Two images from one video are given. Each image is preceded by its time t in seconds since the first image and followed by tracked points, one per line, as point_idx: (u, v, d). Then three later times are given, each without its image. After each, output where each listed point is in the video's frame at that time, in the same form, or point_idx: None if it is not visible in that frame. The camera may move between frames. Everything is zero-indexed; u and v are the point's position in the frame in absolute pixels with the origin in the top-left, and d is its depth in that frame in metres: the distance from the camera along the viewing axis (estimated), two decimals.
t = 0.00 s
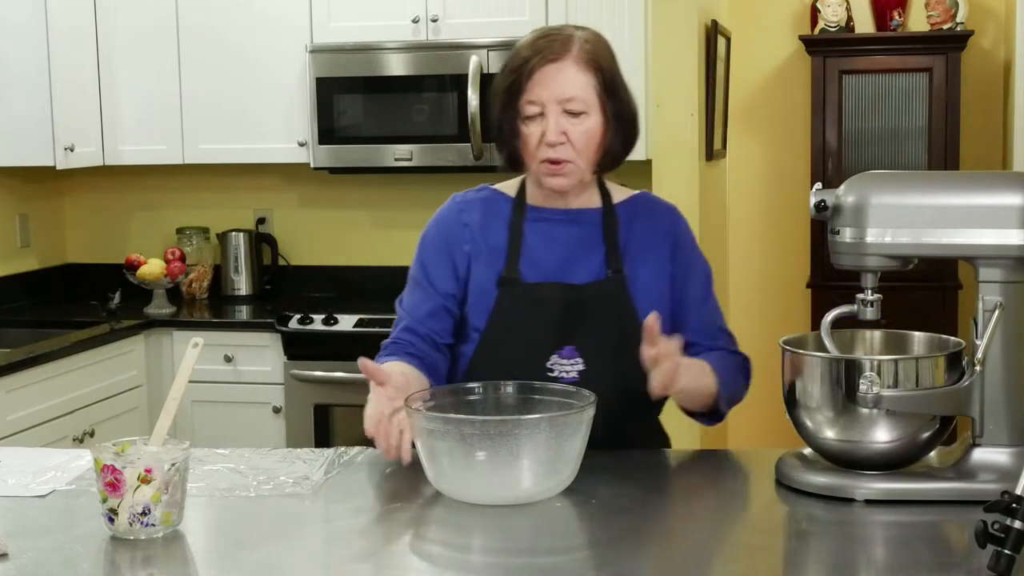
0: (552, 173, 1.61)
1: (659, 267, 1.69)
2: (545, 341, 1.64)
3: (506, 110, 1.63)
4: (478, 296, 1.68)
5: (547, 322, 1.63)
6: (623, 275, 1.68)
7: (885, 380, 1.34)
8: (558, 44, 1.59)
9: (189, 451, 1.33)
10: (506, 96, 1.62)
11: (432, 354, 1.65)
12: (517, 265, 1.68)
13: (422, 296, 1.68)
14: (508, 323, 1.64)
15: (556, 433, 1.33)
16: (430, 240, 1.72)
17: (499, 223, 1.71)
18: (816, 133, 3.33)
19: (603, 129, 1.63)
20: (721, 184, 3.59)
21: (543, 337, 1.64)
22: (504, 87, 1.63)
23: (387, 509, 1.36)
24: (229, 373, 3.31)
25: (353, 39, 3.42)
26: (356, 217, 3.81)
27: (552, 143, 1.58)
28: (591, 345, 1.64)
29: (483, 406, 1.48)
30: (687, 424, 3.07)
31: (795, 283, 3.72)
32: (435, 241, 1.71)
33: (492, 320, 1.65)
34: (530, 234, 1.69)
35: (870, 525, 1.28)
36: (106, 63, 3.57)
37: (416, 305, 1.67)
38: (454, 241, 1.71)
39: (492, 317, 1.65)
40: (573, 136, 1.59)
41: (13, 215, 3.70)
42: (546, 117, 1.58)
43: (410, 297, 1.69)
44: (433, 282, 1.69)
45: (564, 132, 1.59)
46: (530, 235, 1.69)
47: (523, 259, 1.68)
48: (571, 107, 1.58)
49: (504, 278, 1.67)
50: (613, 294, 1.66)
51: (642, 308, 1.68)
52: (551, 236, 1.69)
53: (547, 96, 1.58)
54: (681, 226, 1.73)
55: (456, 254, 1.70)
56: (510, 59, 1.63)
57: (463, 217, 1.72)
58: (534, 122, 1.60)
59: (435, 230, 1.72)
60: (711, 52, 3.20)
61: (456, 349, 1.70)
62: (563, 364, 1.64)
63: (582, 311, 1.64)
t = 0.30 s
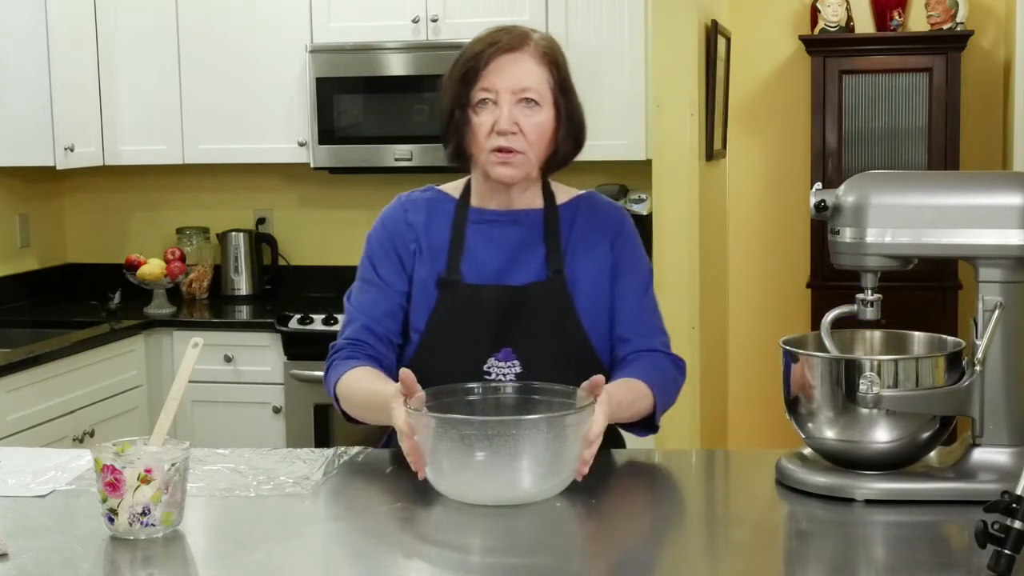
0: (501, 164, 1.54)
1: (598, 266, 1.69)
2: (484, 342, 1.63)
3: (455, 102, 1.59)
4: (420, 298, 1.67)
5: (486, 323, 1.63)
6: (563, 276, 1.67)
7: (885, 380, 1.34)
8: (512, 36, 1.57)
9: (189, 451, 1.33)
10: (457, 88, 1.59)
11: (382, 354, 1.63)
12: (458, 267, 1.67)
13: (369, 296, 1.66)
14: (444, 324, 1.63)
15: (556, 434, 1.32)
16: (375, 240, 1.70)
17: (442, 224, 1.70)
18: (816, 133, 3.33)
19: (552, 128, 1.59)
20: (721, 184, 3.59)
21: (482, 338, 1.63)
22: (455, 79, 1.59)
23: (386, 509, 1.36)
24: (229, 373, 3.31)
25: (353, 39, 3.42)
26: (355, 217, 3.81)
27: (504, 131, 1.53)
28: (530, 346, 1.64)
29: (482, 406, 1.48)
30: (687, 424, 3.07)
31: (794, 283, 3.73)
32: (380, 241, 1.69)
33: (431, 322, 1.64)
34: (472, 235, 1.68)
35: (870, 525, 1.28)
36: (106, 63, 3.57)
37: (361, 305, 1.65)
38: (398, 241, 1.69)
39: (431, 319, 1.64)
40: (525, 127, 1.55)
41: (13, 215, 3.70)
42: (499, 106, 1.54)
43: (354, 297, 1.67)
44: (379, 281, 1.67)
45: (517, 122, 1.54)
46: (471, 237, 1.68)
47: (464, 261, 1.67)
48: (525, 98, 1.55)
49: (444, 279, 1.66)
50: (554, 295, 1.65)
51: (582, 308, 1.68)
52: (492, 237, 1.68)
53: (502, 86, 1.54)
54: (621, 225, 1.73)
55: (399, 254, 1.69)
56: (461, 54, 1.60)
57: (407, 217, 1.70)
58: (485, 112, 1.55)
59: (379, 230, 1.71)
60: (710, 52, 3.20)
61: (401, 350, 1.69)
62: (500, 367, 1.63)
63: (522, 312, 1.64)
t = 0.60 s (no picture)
0: (472, 170, 1.55)
1: (573, 265, 1.69)
2: (462, 344, 1.63)
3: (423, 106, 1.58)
4: (396, 301, 1.67)
5: (463, 325, 1.63)
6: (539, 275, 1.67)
7: (885, 380, 1.34)
8: (481, 41, 1.55)
9: (189, 451, 1.33)
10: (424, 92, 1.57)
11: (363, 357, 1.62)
12: (433, 270, 1.66)
13: (345, 301, 1.66)
14: (421, 327, 1.63)
15: (555, 435, 1.32)
16: (349, 246, 1.70)
17: (415, 227, 1.69)
18: (816, 134, 3.33)
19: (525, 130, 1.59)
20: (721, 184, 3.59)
21: (460, 341, 1.63)
22: (422, 82, 1.57)
23: (386, 509, 1.36)
24: (229, 373, 3.31)
25: (353, 39, 3.42)
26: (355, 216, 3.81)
27: (474, 139, 1.53)
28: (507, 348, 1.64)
29: (481, 406, 1.48)
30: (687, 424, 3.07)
31: (793, 284, 3.73)
32: (354, 245, 1.69)
33: (408, 325, 1.64)
34: (445, 238, 1.68)
35: (870, 525, 1.28)
36: (106, 63, 3.57)
37: (337, 311, 1.65)
38: (373, 246, 1.69)
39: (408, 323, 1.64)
40: (495, 134, 1.55)
41: (13, 215, 3.70)
42: (469, 113, 1.54)
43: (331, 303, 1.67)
44: (356, 287, 1.67)
45: (487, 129, 1.54)
46: (446, 239, 1.68)
47: (439, 264, 1.67)
48: (496, 104, 1.55)
49: (420, 282, 1.65)
50: (530, 296, 1.65)
51: (560, 308, 1.68)
52: (466, 240, 1.67)
53: (471, 92, 1.54)
54: (593, 222, 1.73)
55: (374, 258, 1.69)
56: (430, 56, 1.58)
57: (381, 220, 1.70)
58: (455, 118, 1.55)
59: (354, 234, 1.71)
60: (710, 52, 3.20)
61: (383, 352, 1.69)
62: (480, 368, 1.64)
63: (498, 313, 1.64)
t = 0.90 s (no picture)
0: (513, 179, 1.54)
1: (575, 265, 1.69)
2: (465, 346, 1.63)
3: (454, 115, 1.53)
4: (399, 304, 1.66)
5: (465, 326, 1.63)
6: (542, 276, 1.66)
7: (885, 380, 1.34)
8: (509, 48, 1.52)
9: (189, 451, 1.33)
10: (455, 102, 1.52)
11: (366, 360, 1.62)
12: (436, 272, 1.65)
13: (347, 304, 1.65)
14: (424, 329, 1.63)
15: (555, 435, 1.32)
16: (352, 248, 1.68)
17: (419, 228, 1.69)
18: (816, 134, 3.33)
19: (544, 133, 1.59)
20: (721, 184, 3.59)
21: (463, 341, 1.63)
22: (452, 93, 1.52)
23: (387, 509, 1.36)
24: (229, 373, 3.31)
25: (353, 39, 3.42)
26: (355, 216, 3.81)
27: (519, 149, 1.52)
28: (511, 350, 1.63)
29: (481, 406, 1.48)
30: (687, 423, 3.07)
31: (793, 284, 3.73)
32: (357, 247, 1.68)
33: (412, 328, 1.63)
34: (449, 238, 1.67)
35: (870, 525, 1.28)
36: (106, 63, 3.57)
37: (340, 315, 1.64)
38: (376, 247, 1.68)
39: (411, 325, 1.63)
40: (533, 141, 1.54)
41: (13, 215, 3.70)
42: (511, 122, 1.51)
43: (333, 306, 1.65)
44: (359, 289, 1.66)
45: (527, 137, 1.53)
46: (449, 240, 1.67)
47: (442, 265, 1.66)
48: (533, 111, 1.53)
49: (423, 284, 1.64)
50: (532, 296, 1.65)
51: (562, 309, 1.67)
52: (469, 241, 1.66)
53: (512, 102, 1.51)
54: (595, 225, 1.73)
55: (377, 261, 1.68)
56: (450, 61, 1.52)
57: (385, 221, 1.69)
58: (494, 127, 1.52)
59: (357, 235, 1.69)
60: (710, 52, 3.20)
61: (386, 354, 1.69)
62: (484, 370, 1.63)
63: (500, 314, 1.64)
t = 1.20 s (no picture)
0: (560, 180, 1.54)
1: (618, 271, 1.70)
2: (506, 347, 1.63)
3: (506, 117, 1.53)
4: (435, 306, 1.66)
5: (506, 328, 1.62)
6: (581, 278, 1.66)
7: (885, 380, 1.34)
8: (559, 48, 1.53)
9: (189, 451, 1.33)
10: (508, 103, 1.52)
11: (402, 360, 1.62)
12: (474, 273, 1.65)
13: (379, 305, 1.65)
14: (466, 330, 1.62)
15: (555, 434, 1.33)
16: (385, 249, 1.68)
17: (455, 229, 1.68)
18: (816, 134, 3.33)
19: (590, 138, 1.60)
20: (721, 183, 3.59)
21: (504, 344, 1.63)
22: (504, 94, 1.52)
23: (387, 509, 1.36)
24: (229, 373, 3.31)
25: (353, 39, 3.42)
26: (356, 216, 3.81)
27: (568, 150, 1.52)
28: (552, 350, 1.63)
29: (481, 406, 1.48)
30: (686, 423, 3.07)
31: (793, 284, 3.73)
32: (390, 248, 1.67)
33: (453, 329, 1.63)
34: (487, 239, 1.66)
35: (870, 525, 1.28)
36: (106, 63, 3.57)
37: (373, 315, 1.64)
38: (410, 250, 1.67)
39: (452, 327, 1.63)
40: (582, 143, 1.54)
41: (13, 215, 3.70)
42: (561, 123, 1.52)
43: (367, 306, 1.65)
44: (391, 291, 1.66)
45: (576, 139, 1.53)
46: (487, 240, 1.66)
47: (480, 266, 1.66)
48: (582, 113, 1.54)
49: (462, 285, 1.64)
50: (571, 299, 1.64)
51: (602, 311, 1.68)
52: (508, 242, 1.66)
53: (563, 103, 1.52)
54: (639, 233, 1.74)
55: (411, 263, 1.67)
56: (499, 61, 1.53)
57: (419, 222, 1.68)
58: (544, 127, 1.52)
59: (390, 235, 1.69)
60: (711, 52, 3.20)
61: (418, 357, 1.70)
62: (524, 371, 1.63)
63: (541, 315, 1.63)
